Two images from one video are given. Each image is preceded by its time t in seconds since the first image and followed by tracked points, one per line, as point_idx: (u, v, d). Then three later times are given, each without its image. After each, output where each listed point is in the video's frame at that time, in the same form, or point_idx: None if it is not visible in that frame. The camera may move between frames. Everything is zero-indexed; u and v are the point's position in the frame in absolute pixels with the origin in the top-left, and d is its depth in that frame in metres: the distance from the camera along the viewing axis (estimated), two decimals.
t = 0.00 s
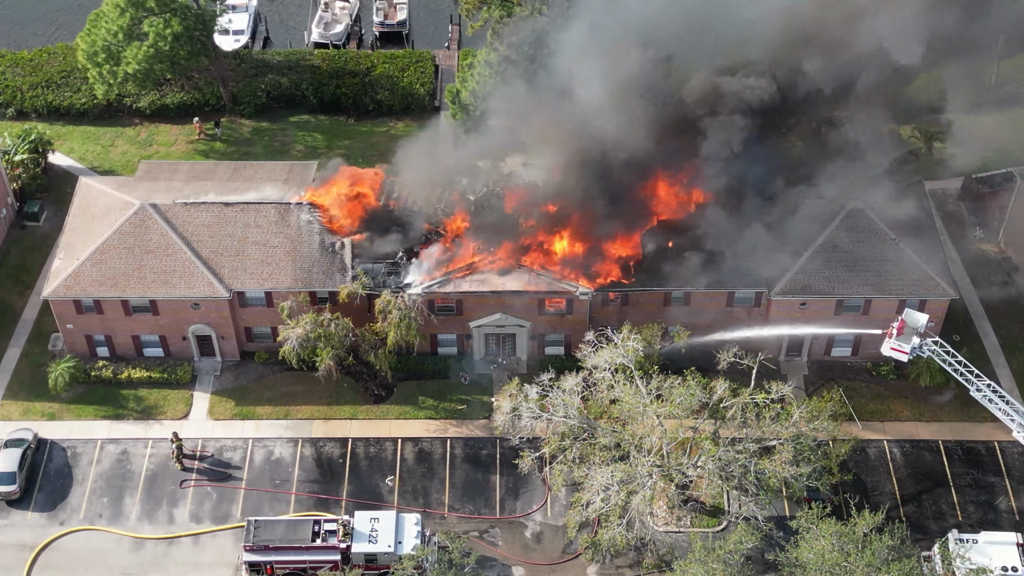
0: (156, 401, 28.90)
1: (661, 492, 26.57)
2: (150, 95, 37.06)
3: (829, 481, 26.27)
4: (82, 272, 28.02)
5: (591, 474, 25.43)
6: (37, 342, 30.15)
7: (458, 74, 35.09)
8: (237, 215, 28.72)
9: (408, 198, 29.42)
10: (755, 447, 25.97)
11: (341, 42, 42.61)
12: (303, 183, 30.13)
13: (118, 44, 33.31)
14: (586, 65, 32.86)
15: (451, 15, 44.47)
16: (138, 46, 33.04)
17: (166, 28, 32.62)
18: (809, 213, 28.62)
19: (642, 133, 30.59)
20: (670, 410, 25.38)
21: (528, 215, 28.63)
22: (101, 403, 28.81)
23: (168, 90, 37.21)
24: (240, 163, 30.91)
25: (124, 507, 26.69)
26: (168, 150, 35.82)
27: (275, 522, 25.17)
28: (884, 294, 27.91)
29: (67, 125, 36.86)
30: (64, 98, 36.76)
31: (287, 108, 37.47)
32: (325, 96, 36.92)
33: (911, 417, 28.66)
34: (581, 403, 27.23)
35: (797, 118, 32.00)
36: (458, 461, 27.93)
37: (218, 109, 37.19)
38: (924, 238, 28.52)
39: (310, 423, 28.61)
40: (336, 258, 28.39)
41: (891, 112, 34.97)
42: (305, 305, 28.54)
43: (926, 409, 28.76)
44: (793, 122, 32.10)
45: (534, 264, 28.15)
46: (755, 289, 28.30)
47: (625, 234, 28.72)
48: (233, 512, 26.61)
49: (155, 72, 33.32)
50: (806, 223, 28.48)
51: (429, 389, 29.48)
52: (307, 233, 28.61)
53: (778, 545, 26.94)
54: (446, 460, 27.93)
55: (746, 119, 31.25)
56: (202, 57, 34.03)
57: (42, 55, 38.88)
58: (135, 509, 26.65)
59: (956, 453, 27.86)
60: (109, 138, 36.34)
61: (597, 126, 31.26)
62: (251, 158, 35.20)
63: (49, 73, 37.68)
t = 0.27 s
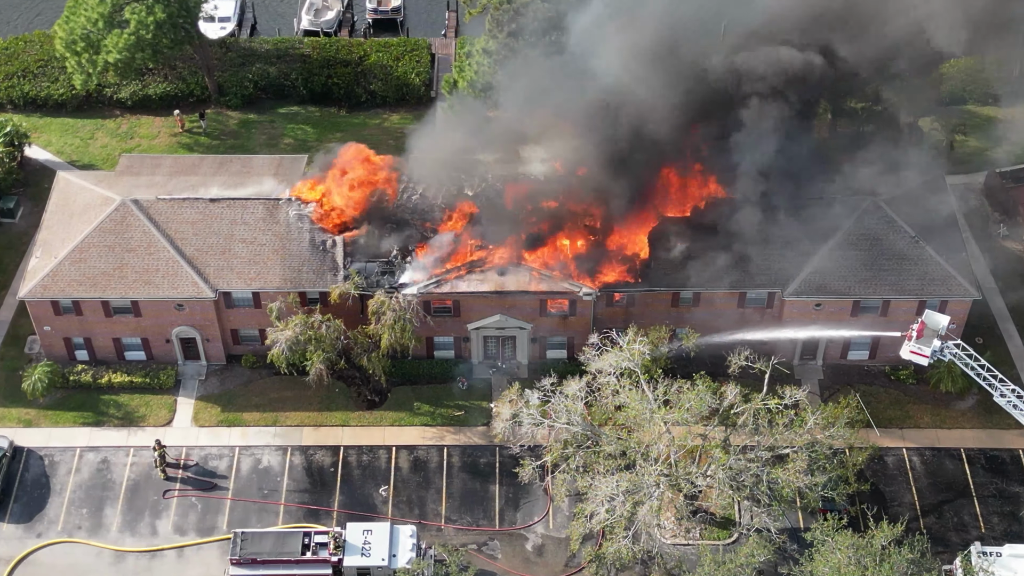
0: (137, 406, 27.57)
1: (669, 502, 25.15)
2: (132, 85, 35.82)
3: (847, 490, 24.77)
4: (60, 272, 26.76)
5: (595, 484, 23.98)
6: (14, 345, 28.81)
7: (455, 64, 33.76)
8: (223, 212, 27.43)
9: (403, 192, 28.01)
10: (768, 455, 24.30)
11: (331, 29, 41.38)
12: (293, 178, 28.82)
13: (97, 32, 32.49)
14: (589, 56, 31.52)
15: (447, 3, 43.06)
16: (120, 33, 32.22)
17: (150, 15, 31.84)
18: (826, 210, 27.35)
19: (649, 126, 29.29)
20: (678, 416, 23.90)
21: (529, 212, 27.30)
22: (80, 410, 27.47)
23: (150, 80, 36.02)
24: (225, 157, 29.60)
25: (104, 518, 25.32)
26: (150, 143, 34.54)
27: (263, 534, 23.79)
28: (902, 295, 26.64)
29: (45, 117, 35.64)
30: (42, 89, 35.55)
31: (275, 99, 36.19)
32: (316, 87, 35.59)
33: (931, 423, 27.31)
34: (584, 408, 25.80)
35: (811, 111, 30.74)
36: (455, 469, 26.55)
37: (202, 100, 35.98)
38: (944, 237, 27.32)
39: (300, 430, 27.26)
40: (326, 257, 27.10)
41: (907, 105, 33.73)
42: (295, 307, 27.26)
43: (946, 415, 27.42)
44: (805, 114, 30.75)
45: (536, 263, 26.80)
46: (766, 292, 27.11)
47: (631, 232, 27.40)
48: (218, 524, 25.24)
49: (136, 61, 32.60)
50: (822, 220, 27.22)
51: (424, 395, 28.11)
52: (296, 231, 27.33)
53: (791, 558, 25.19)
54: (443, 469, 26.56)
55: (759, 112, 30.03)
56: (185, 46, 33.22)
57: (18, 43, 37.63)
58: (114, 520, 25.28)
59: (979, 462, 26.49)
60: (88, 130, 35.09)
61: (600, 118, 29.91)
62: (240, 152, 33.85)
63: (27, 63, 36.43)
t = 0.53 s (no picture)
0: (131, 408, 27.15)
1: (671, 506, 24.69)
2: (126, 82, 35.44)
3: (853, 493, 24.28)
4: (52, 273, 26.36)
5: (597, 488, 23.51)
6: (6, 345, 28.41)
7: (455, 61, 33.37)
8: (218, 211, 27.01)
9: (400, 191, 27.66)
10: (773, 458, 23.75)
11: (329, 25, 40.98)
12: (290, 176, 28.39)
13: (91, 28, 32.17)
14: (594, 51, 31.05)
15: None
16: (114, 29, 31.90)
17: (143, 12, 31.54)
18: (832, 210, 26.97)
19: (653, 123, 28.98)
20: (682, 418, 23.41)
21: (529, 210, 26.90)
22: (73, 412, 27.05)
23: (144, 76, 35.62)
24: (221, 155, 29.19)
25: (98, 522, 24.89)
26: (145, 141, 34.13)
27: (259, 539, 23.35)
28: (909, 295, 26.29)
29: (38, 115, 35.25)
30: (36, 87, 35.17)
31: (272, 96, 35.77)
32: (313, 84, 35.20)
33: (938, 426, 26.90)
34: (586, 411, 25.34)
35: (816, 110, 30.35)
36: (455, 473, 26.13)
37: (197, 97, 35.58)
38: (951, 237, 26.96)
39: (297, 433, 26.83)
40: (324, 257, 26.68)
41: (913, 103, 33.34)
42: (292, 308, 26.83)
43: (954, 418, 27.01)
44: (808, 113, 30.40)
45: (537, 263, 26.34)
46: (771, 291, 26.69)
47: (634, 232, 26.94)
48: (212, 528, 24.80)
49: (130, 59, 32.28)
50: (828, 220, 26.86)
51: (423, 397, 27.68)
52: (293, 230, 26.92)
53: (796, 563, 24.61)
54: (442, 473, 26.14)
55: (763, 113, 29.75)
56: (181, 42, 32.85)
57: (10, 40, 37.25)
58: (108, 525, 24.84)
59: (987, 465, 26.07)
60: (81, 127, 34.69)
61: (602, 117, 29.53)
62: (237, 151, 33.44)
63: (21, 60, 36.04)
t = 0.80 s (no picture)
0: (131, 416, 27.13)
1: (672, 513, 24.65)
2: (127, 89, 35.48)
3: (853, 501, 24.24)
4: (52, 280, 26.36)
5: (597, 495, 23.48)
6: (6, 353, 28.40)
7: (455, 68, 33.42)
8: (218, 218, 27.02)
9: (401, 198, 27.69)
10: (773, 465, 23.67)
11: (330, 32, 41.00)
12: (291, 182, 28.41)
13: (91, 36, 32.21)
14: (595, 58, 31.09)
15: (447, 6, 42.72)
16: (114, 36, 31.94)
17: (144, 19, 31.59)
18: (833, 217, 26.99)
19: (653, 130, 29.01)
20: (682, 425, 23.38)
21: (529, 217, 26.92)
22: (74, 419, 27.03)
23: (145, 83, 35.67)
24: (222, 162, 29.20)
25: (98, 530, 24.86)
26: (145, 147, 34.15)
27: (260, 546, 23.32)
28: (909, 302, 26.28)
29: (38, 121, 35.28)
30: (37, 93, 35.21)
31: (272, 103, 35.80)
32: (314, 91, 35.25)
33: (938, 433, 26.87)
34: (586, 418, 25.32)
35: (818, 116, 30.36)
36: (455, 480, 26.10)
37: (197, 104, 35.61)
38: (952, 244, 26.97)
39: (297, 440, 26.81)
40: (325, 263, 26.66)
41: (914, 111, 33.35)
42: (292, 315, 26.83)
43: (954, 425, 26.99)
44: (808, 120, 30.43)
45: (538, 270, 26.33)
46: (771, 298, 26.68)
47: (636, 239, 26.93)
48: (212, 535, 24.76)
49: (130, 66, 32.36)
50: (828, 227, 26.88)
51: (423, 404, 27.65)
52: (293, 237, 26.92)
53: (797, 571, 24.48)
54: (443, 480, 26.11)
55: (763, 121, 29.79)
56: (181, 49, 32.89)
57: (11, 47, 37.30)
58: (108, 532, 24.81)
59: (987, 472, 26.04)
60: (82, 134, 34.71)
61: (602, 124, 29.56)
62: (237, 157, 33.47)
63: (22, 67, 36.09)
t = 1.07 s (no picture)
0: (131, 419, 27.12)
1: (672, 517, 24.64)
2: (127, 93, 35.50)
3: (853, 504, 24.22)
4: (52, 284, 26.36)
5: (597, 499, 23.46)
6: (6, 356, 28.40)
7: (455, 71, 33.47)
8: (218, 222, 27.03)
9: (401, 201, 27.75)
10: (773, 468, 23.64)
11: (330, 35, 41.07)
12: (291, 186, 28.42)
13: (92, 39, 32.25)
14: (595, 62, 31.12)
15: (447, 9, 42.78)
16: (115, 40, 31.98)
17: (143, 22, 31.63)
18: (833, 221, 27.01)
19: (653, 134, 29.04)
20: (682, 429, 23.37)
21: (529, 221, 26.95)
22: (74, 423, 27.03)
23: (145, 86, 35.69)
24: (222, 165, 29.20)
25: (97, 533, 24.84)
26: (145, 151, 34.17)
27: (259, 550, 23.30)
28: (909, 306, 26.29)
29: (39, 125, 35.29)
30: (37, 97, 35.23)
31: (272, 106, 35.83)
32: (314, 94, 35.29)
33: (939, 436, 26.87)
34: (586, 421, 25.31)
35: (818, 119, 30.36)
36: (455, 483, 26.09)
37: (197, 107, 35.62)
38: (952, 247, 26.99)
39: (297, 443, 26.80)
40: (325, 267, 26.66)
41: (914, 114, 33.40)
42: (293, 318, 26.84)
43: (954, 428, 27.00)
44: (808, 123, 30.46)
45: (538, 274, 26.35)
46: (771, 301, 26.68)
47: (636, 243, 26.95)
48: (212, 539, 24.75)
49: (130, 69, 32.40)
50: (828, 230, 26.91)
51: (423, 407, 27.65)
52: (294, 240, 26.92)
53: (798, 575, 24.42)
54: (443, 483, 26.10)
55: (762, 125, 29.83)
56: (181, 53, 32.92)
57: (11, 51, 37.33)
58: (108, 536, 24.79)
59: (988, 476, 26.03)
60: (82, 138, 34.73)
61: (602, 128, 29.61)
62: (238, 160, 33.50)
63: (22, 71, 36.12)
